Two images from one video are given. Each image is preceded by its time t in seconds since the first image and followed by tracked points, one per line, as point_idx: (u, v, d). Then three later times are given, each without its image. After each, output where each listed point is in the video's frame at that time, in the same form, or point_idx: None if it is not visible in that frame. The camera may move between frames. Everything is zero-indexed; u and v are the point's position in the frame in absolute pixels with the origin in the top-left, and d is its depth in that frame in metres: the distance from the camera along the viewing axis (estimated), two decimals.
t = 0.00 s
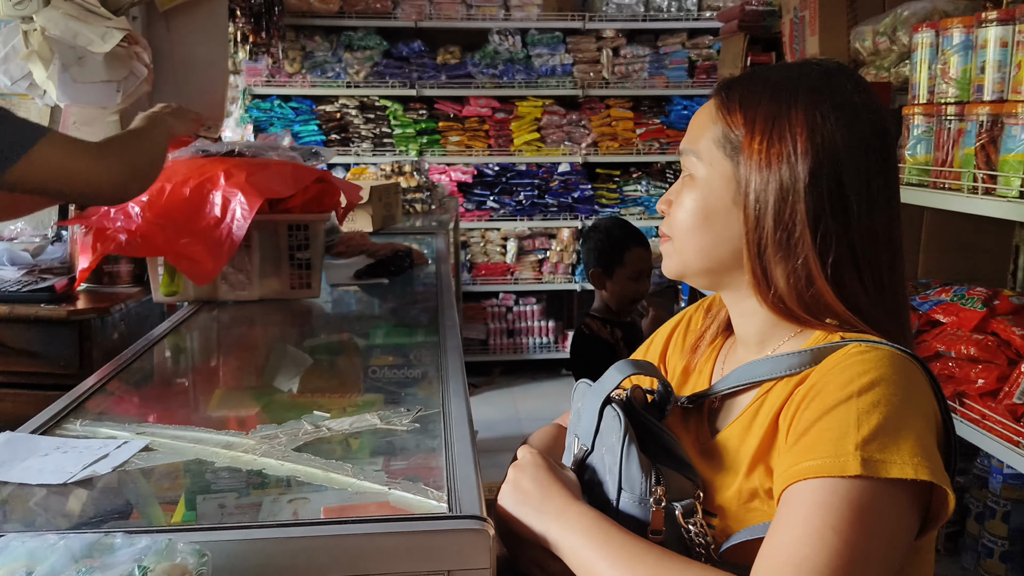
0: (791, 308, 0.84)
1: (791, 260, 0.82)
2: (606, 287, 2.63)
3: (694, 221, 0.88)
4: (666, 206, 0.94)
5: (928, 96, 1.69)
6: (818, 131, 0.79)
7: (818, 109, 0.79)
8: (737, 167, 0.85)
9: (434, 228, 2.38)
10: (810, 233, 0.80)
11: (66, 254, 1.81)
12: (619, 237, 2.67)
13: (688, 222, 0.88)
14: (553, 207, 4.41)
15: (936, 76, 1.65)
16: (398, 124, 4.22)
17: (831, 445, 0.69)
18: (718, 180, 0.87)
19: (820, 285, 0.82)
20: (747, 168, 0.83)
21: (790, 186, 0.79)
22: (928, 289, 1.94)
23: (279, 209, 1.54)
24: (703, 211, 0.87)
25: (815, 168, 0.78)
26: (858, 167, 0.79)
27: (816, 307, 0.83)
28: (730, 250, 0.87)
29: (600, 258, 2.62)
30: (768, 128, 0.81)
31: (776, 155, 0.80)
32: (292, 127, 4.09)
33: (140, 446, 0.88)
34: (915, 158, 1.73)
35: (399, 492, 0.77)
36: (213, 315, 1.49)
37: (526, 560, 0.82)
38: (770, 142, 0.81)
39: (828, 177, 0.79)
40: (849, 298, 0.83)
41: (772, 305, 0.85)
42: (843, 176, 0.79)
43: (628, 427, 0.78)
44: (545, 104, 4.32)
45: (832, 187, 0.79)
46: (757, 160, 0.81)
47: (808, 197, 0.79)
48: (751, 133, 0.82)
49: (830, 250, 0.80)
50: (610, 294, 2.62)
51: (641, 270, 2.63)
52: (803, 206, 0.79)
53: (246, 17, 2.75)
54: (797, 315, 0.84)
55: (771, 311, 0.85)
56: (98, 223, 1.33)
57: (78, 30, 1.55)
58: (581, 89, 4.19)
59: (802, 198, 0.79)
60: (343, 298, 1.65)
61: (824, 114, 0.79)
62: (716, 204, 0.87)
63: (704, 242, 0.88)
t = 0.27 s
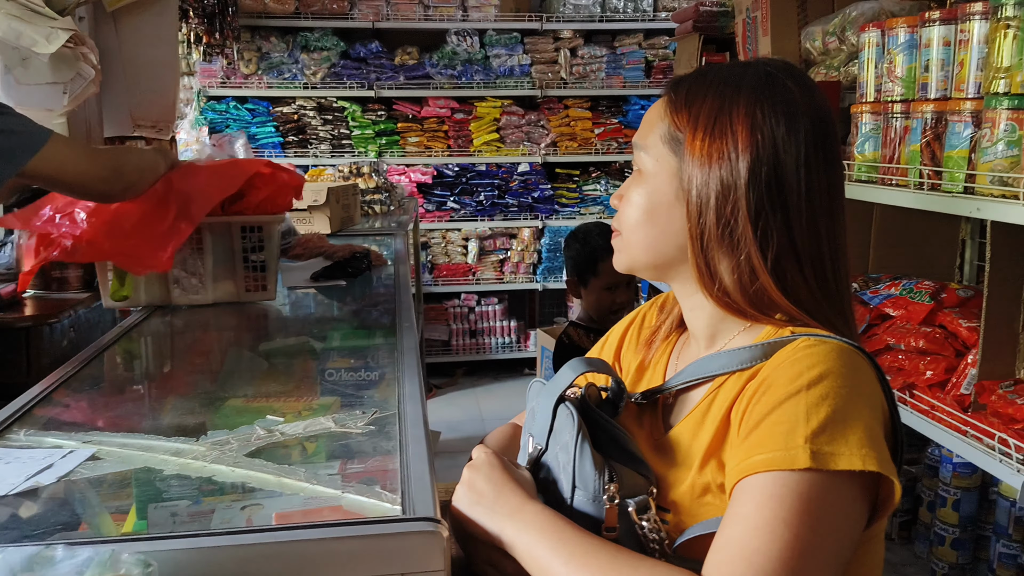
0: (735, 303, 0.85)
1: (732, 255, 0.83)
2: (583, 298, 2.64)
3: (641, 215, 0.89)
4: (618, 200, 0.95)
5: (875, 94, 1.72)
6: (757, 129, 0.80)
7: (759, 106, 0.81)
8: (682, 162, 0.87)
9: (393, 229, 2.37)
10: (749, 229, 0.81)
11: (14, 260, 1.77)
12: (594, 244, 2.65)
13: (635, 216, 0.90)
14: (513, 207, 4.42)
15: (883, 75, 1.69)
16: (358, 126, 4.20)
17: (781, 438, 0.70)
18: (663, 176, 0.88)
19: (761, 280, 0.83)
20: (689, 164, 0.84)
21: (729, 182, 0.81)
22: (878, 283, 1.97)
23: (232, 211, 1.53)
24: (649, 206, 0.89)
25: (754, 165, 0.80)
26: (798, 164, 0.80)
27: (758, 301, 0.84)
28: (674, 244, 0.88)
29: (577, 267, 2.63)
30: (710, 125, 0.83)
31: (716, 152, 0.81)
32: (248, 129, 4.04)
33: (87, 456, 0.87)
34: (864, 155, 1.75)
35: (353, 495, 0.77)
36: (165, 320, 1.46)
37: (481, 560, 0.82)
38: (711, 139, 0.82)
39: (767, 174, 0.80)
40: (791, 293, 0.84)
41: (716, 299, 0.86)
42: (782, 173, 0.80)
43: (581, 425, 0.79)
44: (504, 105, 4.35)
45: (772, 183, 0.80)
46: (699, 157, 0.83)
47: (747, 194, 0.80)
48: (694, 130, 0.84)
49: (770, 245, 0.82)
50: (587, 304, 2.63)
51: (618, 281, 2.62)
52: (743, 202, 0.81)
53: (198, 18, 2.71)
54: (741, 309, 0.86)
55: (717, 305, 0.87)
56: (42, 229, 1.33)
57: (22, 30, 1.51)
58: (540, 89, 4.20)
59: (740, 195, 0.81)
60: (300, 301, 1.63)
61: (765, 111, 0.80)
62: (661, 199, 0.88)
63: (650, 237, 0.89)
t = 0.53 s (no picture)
0: (699, 307, 0.85)
1: (696, 261, 0.83)
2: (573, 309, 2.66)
3: (606, 215, 0.89)
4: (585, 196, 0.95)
5: (844, 96, 1.73)
6: (723, 138, 0.80)
7: (727, 114, 0.80)
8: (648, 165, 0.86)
9: (364, 234, 2.35)
10: (712, 236, 0.81)
11: None
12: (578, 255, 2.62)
13: (600, 216, 0.90)
14: (487, 209, 4.42)
15: (851, 77, 1.70)
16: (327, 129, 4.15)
17: (750, 444, 0.70)
18: (629, 177, 0.88)
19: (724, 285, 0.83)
20: (655, 168, 0.84)
21: (694, 189, 0.81)
22: (848, 283, 1.99)
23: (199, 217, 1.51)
24: (614, 207, 0.89)
25: (720, 173, 0.80)
26: (764, 173, 0.80)
27: (720, 305, 0.85)
28: (637, 246, 0.88)
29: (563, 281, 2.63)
30: (677, 130, 0.82)
31: (681, 158, 0.81)
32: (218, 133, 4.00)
33: (46, 469, 0.85)
34: (832, 157, 1.76)
35: (320, 506, 0.76)
36: (131, 328, 1.43)
37: (451, 569, 0.81)
38: (677, 144, 0.82)
39: (732, 182, 0.80)
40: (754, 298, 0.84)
41: (681, 303, 0.86)
42: (748, 181, 0.80)
43: (551, 432, 0.79)
44: (477, 108, 4.34)
45: (736, 192, 0.80)
46: (664, 161, 0.83)
47: (711, 202, 0.80)
48: (660, 134, 0.83)
49: (733, 252, 0.82)
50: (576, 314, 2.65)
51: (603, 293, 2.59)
52: (707, 209, 0.81)
53: (165, 20, 2.67)
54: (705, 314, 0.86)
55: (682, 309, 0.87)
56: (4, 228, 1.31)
57: None
58: (512, 92, 4.21)
59: (705, 202, 0.81)
60: (270, 307, 1.61)
61: (732, 119, 0.80)
62: (626, 200, 0.88)
63: (614, 237, 0.89)
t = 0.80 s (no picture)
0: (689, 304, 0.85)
1: (687, 260, 0.83)
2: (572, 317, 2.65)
3: (597, 209, 0.89)
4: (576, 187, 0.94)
5: (832, 93, 1.73)
6: (719, 139, 0.79)
7: (724, 114, 0.79)
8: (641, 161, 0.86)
9: (352, 234, 2.33)
10: (704, 236, 0.81)
11: None
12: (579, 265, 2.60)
13: (592, 210, 0.89)
14: (476, 210, 4.41)
15: (839, 74, 1.69)
16: (317, 130, 4.16)
17: (742, 442, 0.69)
18: (622, 173, 0.87)
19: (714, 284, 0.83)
20: (648, 165, 0.83)
21: (688, 189, 0.80)
22: (838, 281, 1.98)
23: (183, 217, 1.48)
24: (605, 202, 0.88)
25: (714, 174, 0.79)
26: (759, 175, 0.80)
27: (710, 304, 0.84)
28: (628, 242, 0.88)
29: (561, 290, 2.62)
30: (672, 128, 0.81)
31: (675, 157, 0.80)
32: (204, 134, 3.97)
33: (26, 474, 0.83)
34: (822, 154, 1.76)
35: (306, 509, 0.74)
36: (115, 331, 1.42)
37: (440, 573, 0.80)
38: (672, 143, 0.81)
39: (726, 184, 0.79)
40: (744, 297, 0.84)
41: (669, 299, 0.86)
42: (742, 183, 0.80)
43: (540, 431, 0.77)
44: (465, 108, 4.33)
45: (731, 194, 0.80)
46: (658, 159, 0.82)
47: (705, 203, 0.80)
48: (655, 132, 0.82)
49: (725, 252, 0.81)
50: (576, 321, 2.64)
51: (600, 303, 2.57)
52: (700, 209, 0.80)
53: (150, 21, 2.64)
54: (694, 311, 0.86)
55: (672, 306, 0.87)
56: None
57: None
58: (500, 92, 4.20)
59: (698, 202, 0.80)
60: (257, 308, 1.59)
61: (730, 120, 0.79)
62: (618, 195, 0.87)
63: (604, 232, 0.88)
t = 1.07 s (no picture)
0: (687, 307, 0.84)
1: (686, 261, 0.82)
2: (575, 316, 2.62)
3: (594, 209, 0.87)
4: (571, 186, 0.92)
5: (834, 90, 1.72)
6: (721, 138, 0.78)
7: (725, 112, 0.78)
8: (640, 160, 0.84)
9: (351, 234, 2.32)
10: (705, 235, 0.79)
11: None
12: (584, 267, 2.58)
13: (589, 210, 0.87)
14: (476, 210, 4.40)
15: (840, 71, 1.68)
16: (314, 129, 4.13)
17: (740, 446, 0.68)
18: (619, 171, 0.86)
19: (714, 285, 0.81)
20: (647, 164, 0.82)
21: (688, 189, 0.79)
22: (840, 280, 1.97)
23: (178, 217, 1.47)
24: (602, 201, 0.86)
25: (716, 174, 0.78)
26: (759, 174, 0.79)
27: (709, 305, 0.83)
28: (626, 242, 0.86)
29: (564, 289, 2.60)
30: (672, 126, 0.80)
31: (675, 156, 0.79)
32: (204, 133, 3.96)
33: (15, 478, 0.82)
34: (823, 152, 1.75)
35: (297, 513, 0.73)
36: (110, 332, 1.40)
37: None
38: (673, 141, 0.80)
39: (727, 183, 0.78)
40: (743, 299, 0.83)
41: (667, 302, 0.85)
42: (742, 181, 0.79)
43: (535, 434, 0.77)
44: (465, 107, 4.32)
45: (732, 193, 0.79)
46: (658, 158, 0.80)
47: (706, 202, 0.79)
48: (654, 130, 0.81)
49: (725, 253, 0.80)
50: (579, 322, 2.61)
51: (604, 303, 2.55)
52: (701, 209, 0.79)
53: (147, 20, 2.62)
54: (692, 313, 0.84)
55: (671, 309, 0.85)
56: None
57: None
58: (500, 90, 4.19)
59: (699, 202, 0.79)
60: (254, 309, 1.58)
61: (731, 118, 0.78)
62: (615, 194, 0.86)
63: (600, 232, 0.87)
